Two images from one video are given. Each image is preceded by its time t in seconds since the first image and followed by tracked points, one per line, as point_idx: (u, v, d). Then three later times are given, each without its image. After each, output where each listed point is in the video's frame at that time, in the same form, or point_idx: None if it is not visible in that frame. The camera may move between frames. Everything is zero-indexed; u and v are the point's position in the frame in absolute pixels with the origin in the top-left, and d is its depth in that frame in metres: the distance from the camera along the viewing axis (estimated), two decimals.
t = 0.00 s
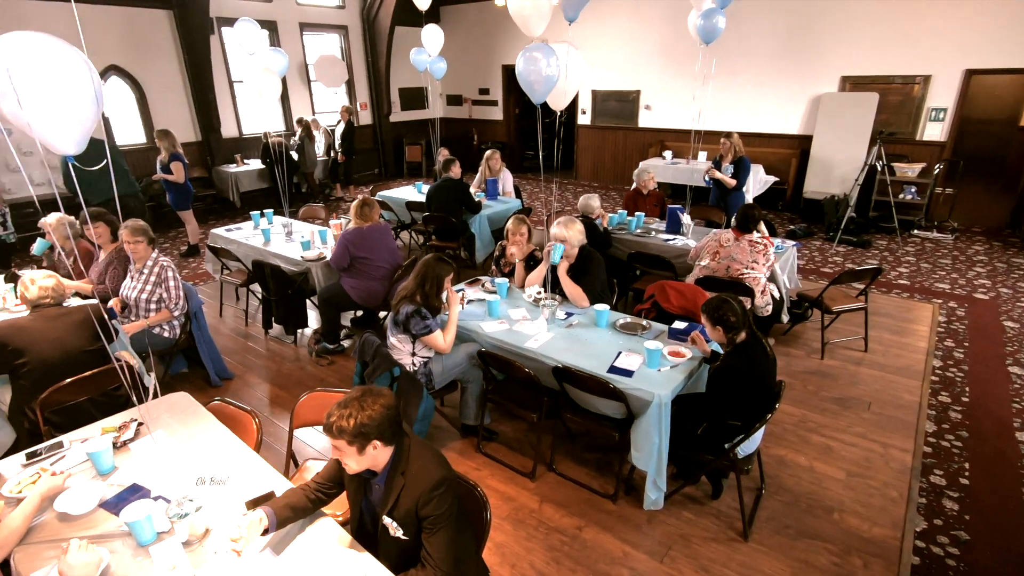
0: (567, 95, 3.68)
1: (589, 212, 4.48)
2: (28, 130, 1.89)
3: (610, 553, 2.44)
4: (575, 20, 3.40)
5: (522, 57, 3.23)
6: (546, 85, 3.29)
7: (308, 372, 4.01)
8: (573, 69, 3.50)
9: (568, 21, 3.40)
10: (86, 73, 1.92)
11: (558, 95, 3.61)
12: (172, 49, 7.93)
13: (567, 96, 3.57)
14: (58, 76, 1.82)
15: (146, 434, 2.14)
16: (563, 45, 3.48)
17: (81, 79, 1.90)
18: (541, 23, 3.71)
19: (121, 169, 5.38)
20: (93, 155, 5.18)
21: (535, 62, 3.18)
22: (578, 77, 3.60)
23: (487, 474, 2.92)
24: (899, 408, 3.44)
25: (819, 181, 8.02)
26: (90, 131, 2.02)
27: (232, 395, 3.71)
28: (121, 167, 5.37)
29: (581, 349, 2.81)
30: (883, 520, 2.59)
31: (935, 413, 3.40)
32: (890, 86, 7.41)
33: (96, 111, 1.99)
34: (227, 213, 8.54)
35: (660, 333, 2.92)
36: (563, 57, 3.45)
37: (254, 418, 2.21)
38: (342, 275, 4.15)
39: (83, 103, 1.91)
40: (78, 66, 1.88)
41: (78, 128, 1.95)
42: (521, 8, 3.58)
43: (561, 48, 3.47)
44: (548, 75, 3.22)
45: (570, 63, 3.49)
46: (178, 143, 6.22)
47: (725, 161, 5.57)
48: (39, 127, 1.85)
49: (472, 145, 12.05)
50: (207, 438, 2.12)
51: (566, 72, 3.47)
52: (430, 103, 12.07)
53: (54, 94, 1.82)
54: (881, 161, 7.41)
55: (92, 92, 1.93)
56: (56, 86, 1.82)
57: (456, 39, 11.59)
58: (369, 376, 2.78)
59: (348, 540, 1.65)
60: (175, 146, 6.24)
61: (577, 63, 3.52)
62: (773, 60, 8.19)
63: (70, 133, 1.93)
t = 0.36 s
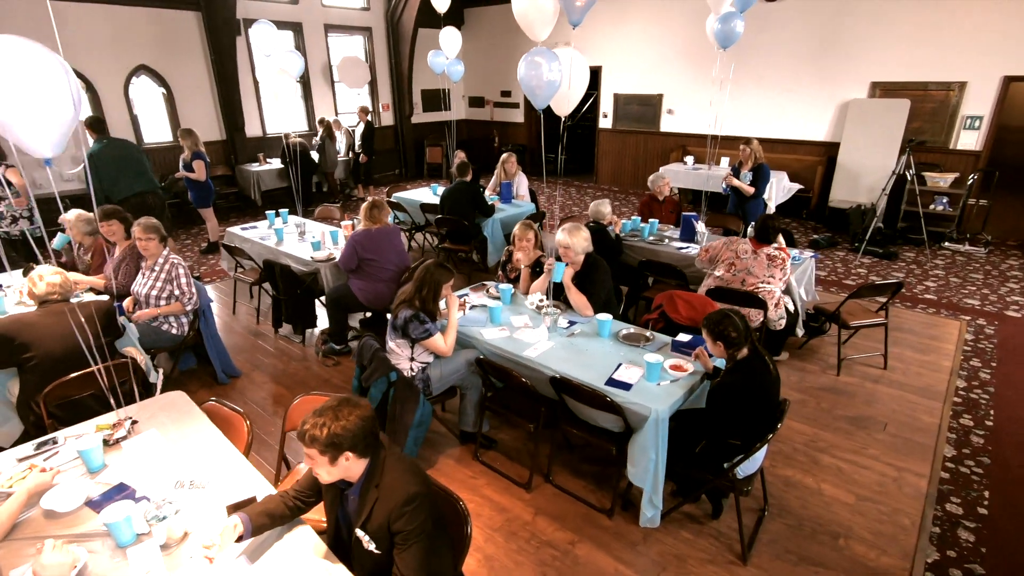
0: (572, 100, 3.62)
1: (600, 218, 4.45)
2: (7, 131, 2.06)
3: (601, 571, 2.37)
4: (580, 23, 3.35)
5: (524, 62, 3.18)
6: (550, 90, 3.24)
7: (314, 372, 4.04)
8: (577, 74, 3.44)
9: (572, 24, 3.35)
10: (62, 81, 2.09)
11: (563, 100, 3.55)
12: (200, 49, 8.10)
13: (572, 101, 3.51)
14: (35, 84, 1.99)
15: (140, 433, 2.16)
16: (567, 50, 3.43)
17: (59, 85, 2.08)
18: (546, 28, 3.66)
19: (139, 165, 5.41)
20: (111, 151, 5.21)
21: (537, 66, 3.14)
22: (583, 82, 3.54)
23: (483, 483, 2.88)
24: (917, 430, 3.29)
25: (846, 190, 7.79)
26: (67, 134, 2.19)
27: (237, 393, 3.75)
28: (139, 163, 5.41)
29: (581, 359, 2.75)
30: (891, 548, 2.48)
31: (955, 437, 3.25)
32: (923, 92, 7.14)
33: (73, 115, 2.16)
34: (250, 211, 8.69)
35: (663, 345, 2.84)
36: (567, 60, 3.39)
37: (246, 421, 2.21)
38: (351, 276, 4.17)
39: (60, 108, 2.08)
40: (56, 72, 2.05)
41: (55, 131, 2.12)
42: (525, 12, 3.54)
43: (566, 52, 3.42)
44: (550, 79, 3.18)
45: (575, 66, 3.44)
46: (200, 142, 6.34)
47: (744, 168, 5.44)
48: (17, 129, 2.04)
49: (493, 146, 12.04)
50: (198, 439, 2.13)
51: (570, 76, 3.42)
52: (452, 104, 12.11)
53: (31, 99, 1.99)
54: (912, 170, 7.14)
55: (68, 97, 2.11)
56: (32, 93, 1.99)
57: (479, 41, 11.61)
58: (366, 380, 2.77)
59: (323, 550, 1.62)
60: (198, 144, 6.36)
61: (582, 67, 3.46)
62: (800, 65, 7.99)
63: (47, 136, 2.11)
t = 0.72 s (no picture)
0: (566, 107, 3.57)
1: (607, 226, 4.39)
2: None
3: None
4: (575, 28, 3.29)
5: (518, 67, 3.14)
6: (544, 96, 3.20)
7: (314, 374, 4.05)
8: (573, 79, 3.38)
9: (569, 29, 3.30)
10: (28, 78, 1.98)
11: (559, 106, 3.49)
12: (223, 53, 8.28)
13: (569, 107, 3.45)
14: None
15: (125, 432, 2.17)
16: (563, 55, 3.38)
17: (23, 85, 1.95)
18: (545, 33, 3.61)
19: (148, 164, 5.49)
20: (116, 153, 5.32)
21: (532, 72, 3.11)
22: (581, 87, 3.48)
23: (472, 493, 2.84)
24: (929, 455, 3.14)
25: (868, 202, 7.57)
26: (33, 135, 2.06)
27: (237, 393, 3.77)
28: (144, 162, 5.46)
29: (575, 370, 2.69)
30: None
31: (969, 463, 3.10)
32: (951, 103, 6.91)
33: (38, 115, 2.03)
34: (267, 212, 8.82)
35: (659, 358, 2.77)
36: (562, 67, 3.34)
37: (230, 424, 2.20)
38: (354, 279, 4.18)
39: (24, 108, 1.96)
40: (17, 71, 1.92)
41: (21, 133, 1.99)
42: (523, 18, 3.50)
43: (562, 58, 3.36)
44: (544, 85, 3.14)
45: (572, 72, 3.38)
46: (218, 143, 6.45)
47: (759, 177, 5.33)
48: None
49: (510, 152, 12.04)
50: (181, 440, 2.13)
51: (566, 82, 3.37)
52: (471, 109, 12.15)
53: None
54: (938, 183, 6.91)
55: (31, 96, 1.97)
56: None
57: (499, 47, 11.63)
58: (357, 385, 2.75)
59: (288, 560, 1.59)
60: (216, 146, 6.48)
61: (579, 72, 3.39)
62: (823, 73, 7.82)
63: (13, 138, 1.98)
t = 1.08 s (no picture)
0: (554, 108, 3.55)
1: (610, 232, 4.34)
2: None
3: None
4: (563, 31, 3.28)
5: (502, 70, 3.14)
6: (529, 99, 3.19)
7: (314, 374, 4.09)
8: (560, 82, 3.36)
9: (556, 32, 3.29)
10: None
11: (548, 109, 3.48)
12: (246, 59, 8.49)
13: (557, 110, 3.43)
14: None
15: (109, 425, 2.22)
16: (550, 58, 3.35)
17: None
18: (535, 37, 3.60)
19: (161, 166, 5.65)
20: (131, 153, 5.52)
21: (515, 75, 3.10)
22: (570, 90, 3.45)
23: (457, 498, 2.82)
24: (935, 475, 3.01)
25: (892, 211, 7.34)
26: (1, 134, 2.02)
27: (237, 391, 3.83)
28: (155, 162, 5.61)
29: (560, 377, 2.66)
30: None
31: (978, 485, 2.95)
32: (981, 109, 6.65)
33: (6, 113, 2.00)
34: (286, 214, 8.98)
35: (648, 367, 2.72)
36: (549, 70, 3.32)
37: (211, 421, 2.23)
38: (356, 282, 4.21)
39: None
40: None
41: None
42: (513, 21, 3.49)
43: (550, 61, 3.33)
44: (527, 88, 3.12)
45: (559, 75, 3.35)
46: (236, 146, 6.61)
47: (771, 184, 5.22)
48: None
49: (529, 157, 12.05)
50: (162, 434, 2.17)
51: (553, 85, 3.35)
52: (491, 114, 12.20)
53: None
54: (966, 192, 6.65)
55: None
56: None
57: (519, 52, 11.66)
58: (343, 387, 2.76)
59: (246, 559, 1.59)
60: (234, 149, 6.64)
61: (567, 75, 3.36)
62: (847, 79, 7.62)
63: None
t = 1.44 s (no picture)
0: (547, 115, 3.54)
1: (616, 238, 4.30)
2: None
3: None
4: (551, 37, 3.17)
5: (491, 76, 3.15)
6: (517, 104, 3.20)
7: (318, 373, 4.15)
8: (551, 87, 3.36)
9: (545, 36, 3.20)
10: None
11: (539, 114, 3.49)
12: (271, 64, 8.69)
13: (548, 115, 3.43)
14: None
15: (105, 419, 2.29)
16: (542, 63, 3.37)
17: None
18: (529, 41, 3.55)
19: (184, 169, 5.84)
20: (158, 155, 5.67)
21: (504, 81, 3.12)
22: (562, 96, 3.44)
23: (446, 501, 2.83)
24: (943, 496, 2.88)
25: (919, 220, 7.10)
26: None
27: (243, 388, 3.92)
28: (179, 166, 5.81)
29: (548, 383, 2.65)
30: None
31: (988, 508, 2.82)
32: (1014, 115, 6.39)
33: None
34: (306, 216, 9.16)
35: (640, 376, 2.68)
36: (539, 76, 3.33)
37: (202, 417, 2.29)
38: (361, 284, 4.27)
39: None
40: None
41: None
42: (506, 26, 3.48)
43: (540, 67, 3.35)
44: (515, 93, 3.14)
45: (551, 81, 3.35)
46: (257, 149, 6.78)
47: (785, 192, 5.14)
48: None
49: (549, 161, 12.04)
50: (153, 428, 2.23)
51: (544, 91, 3.35)
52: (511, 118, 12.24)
53: None
54: (996, 202, 6.39)
55: None
56: None
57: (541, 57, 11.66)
58: (336, 388, 2.79)
59: (213, 554, 1.61)
60: (255, 152, 6.80)
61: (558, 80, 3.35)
62: (873, 84, 7.42)
63: None
